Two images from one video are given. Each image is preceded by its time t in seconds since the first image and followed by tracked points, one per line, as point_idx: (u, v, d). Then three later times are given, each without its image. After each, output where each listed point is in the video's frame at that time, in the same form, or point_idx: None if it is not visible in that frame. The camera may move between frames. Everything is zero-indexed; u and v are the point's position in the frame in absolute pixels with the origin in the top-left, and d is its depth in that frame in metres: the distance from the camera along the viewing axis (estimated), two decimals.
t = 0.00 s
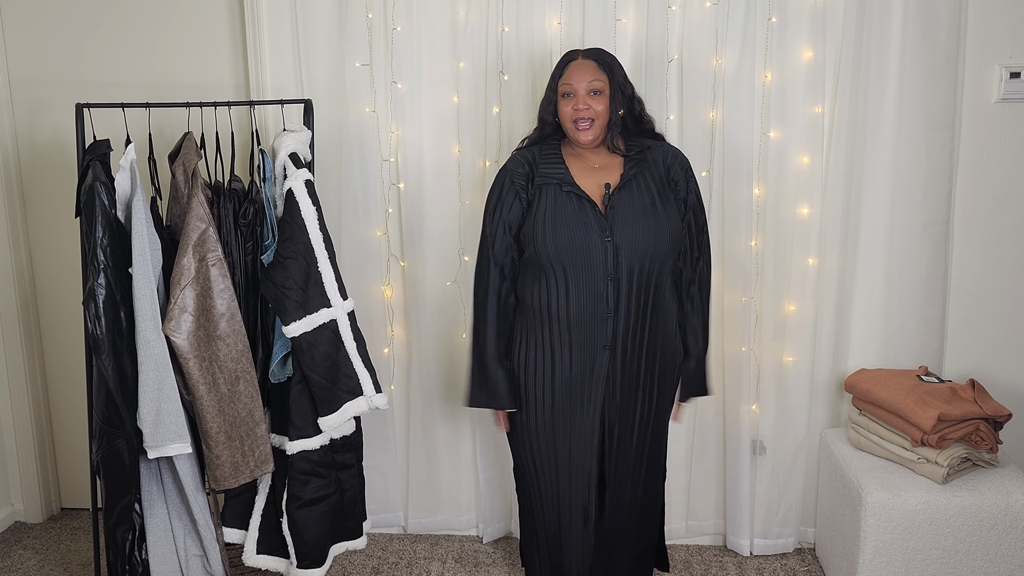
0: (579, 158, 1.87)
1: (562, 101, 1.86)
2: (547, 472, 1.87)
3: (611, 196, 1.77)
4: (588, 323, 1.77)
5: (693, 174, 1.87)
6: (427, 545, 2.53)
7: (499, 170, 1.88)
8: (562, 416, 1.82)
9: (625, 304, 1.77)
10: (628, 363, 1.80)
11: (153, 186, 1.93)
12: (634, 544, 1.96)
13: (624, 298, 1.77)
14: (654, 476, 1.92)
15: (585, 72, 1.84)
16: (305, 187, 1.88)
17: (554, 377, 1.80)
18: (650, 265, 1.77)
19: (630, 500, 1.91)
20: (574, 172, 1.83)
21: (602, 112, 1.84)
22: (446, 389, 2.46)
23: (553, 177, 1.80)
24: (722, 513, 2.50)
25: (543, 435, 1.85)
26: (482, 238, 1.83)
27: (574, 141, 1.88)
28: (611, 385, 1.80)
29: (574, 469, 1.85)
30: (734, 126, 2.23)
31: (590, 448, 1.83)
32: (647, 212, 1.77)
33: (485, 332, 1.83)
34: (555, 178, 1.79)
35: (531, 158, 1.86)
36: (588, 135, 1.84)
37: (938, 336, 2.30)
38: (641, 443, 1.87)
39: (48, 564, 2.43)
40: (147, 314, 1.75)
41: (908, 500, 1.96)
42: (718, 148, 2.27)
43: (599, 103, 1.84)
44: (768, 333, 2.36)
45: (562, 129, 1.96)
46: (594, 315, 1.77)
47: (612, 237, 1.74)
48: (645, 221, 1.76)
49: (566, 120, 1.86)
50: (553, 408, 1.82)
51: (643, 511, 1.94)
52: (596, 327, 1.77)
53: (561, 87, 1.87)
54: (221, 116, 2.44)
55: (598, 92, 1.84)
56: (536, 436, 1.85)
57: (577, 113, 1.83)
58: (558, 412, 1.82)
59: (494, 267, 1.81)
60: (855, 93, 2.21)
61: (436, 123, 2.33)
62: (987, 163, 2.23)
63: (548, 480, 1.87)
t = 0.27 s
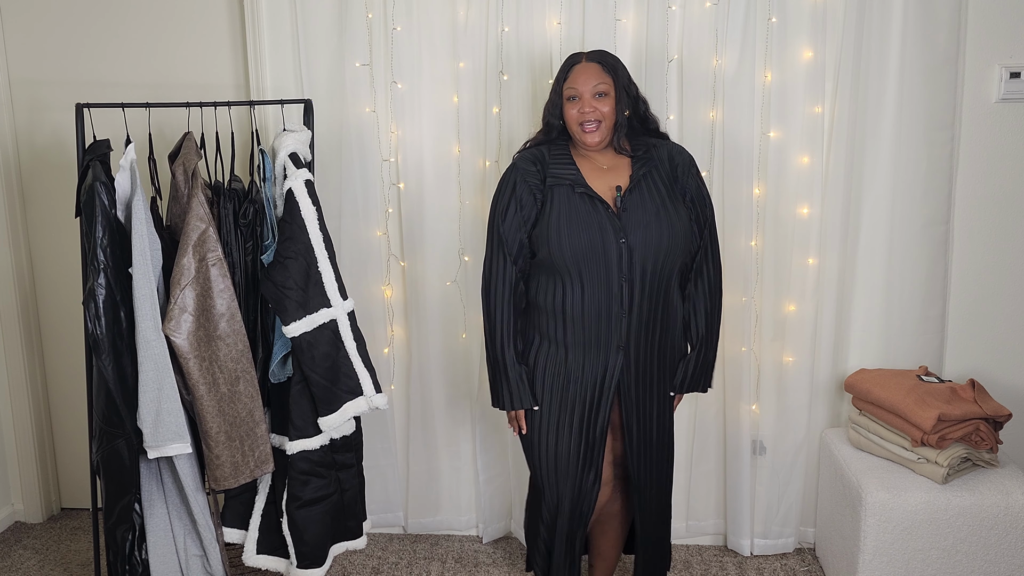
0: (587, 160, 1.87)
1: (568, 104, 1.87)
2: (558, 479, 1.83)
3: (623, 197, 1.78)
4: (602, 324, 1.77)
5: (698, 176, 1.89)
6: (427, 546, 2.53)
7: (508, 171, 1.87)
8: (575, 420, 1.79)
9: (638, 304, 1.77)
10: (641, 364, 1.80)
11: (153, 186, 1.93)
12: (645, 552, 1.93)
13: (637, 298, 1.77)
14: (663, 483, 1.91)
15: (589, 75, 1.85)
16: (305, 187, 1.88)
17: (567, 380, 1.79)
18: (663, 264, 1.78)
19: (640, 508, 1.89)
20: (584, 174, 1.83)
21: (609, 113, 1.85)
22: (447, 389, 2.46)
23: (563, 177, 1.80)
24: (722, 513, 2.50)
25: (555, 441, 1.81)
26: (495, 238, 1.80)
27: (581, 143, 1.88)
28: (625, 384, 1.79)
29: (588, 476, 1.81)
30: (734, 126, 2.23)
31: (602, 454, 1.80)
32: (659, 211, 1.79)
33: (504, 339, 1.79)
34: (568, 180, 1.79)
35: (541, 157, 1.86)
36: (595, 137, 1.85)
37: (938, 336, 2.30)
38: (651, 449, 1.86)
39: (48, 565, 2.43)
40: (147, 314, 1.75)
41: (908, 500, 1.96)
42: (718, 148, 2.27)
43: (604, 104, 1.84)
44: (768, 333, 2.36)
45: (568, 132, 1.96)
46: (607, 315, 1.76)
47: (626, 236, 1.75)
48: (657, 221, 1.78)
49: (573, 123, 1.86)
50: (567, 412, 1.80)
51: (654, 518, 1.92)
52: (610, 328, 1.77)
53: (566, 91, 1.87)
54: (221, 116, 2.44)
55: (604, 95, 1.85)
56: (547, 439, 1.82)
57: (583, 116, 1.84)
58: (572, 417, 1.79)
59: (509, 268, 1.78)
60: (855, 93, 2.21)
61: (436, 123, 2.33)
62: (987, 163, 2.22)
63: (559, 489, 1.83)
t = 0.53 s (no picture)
0: (588, 162, 1.88)
1: (569, 107, 1.86)
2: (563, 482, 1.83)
3: (626, 199, 1.78)
4: (607, 325, 1.77)
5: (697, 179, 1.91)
6: (427, 545, 2.53)
7: (507, 174, 1.86)
8: (581, 422, 1.79)
9: (641, 305, 1.78)
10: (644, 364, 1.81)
11: (153, 186, 1.93)
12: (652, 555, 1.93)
13: (641, 299, 1.78)
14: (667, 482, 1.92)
15: (590, 78, 1.85)
16: (305, 187, 1.88)
17: (573, 383, 1.79)
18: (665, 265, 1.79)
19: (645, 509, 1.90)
20: (586, 176, 1.83)
21: (610, 115, 1.84)
22: (447, 389, 2.46)
23: (565, 180, 1.80)
24: (722, 513, 2.50)
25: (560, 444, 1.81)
26: (496, 242, 1.79)
27: (582, 145, 1.89)
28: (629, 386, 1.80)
29: (594, 479, 1.81)
30: (734, 126, 2.23)
31: (608, 456, 1.81)
32: (660, 212, 1.80)
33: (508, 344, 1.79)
34: (570, 182, 1.79)
35: (541, 159, 1.85)
36: (596, 138, 1.85)
37: (938, 336, 2.30)
38: (655, 448, 1.88)
39: (48, 564, 2.43)
40: (147, 314, 1.75)
41: (909, 500, 1.96)
42: (718, 148, 2.27)
43: (606, 106, 1.84)
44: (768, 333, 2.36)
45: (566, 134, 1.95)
46: (612, 317, 1.77)
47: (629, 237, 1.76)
48: (660, 221, 1.79)
49: (573, 125, 1.86)
50: (572, 414, 1.80)
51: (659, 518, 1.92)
52: (614, 329, 1.77)
53: (567, 93, 1.87)
54: (221, 116, 2.44)
55: (604, 97, 1.85)
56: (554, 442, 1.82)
57: (584, 118, 1.84)
58: (577, 419, 1.80)
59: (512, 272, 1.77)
60: (855, 92, 2.21)
61: (436, 123, 2.33)
62: (987, 163, 2.22)
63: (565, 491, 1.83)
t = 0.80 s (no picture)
0: (588, 162, 1.87)
1: (566, 107, 1.86)
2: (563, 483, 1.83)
3: (626, 199, 1.78)
4: (608, 326, 1.77)
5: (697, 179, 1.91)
6: (427, 545, 2.53)
7: (507, 175, 1.86)
8: (580, 423, 1.79)
9: (642, 305, 1.78)
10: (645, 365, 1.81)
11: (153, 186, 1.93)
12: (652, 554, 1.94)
13: (641, 300, 1.78)
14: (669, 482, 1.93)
15: (587, 78, 1.85)
16: (305, 187, 1.88)
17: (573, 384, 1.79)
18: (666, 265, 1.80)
19: (645, 510, 1.90)
20: (586, 176, 1.83)
21: (607, 115, 1.84)
22: (447, 389, 2.46)
23: (565, 180, 1.79)
24: (722, 513, 2.50)
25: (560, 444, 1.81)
26: (496, 244, 1.78)
27: (581, 146, 1.88)
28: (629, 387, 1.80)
29: (594, 479, 1.81)
30: (734, 126, 2.23)
31: (608, 457, 1.81)
32: (661, 212, 1.80)
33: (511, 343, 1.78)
34: (569, 183, 1.79)
35: (542, 160, 1.85)
36: (594, 138, 1.84)
37: (938, 336, 2.30)
38: (656, 448, 1.88)
39: (48, 564, 2.43)
40: (147, 314, 1.75)
41: (908, 500, 1.96)
42: (718, 148, 2.27)
43: (603, 106, 1.83)
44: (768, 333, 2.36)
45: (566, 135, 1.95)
46: (613, 318, 1.77)
47: (629, 237, 1.76)
48: (661, 222, 1.79)
49: (571, 126, 1.86)
50: (572, 415, 1.80)
51: (659, 518, 1.92)
52: (615, 330, 1.77)
53: (564, 95, 1.87)
54: (221, 116, 2.44)
55: (601, 97, 1.84)
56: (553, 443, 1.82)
57: (581, 118, 1.83)
58: (577, 420, 1.80)
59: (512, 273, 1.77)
60: (855, 92, 2.21)
61: (436, 123, 2.33)
62: (987, 162, 2.22)
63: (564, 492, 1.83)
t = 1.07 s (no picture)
0: (587, 162, 1.87)
1: (566, 107, 1.86)
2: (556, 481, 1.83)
3: (624, 201, 1.78)
4: (603, 326, 1.77)
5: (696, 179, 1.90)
6: (427, 545, 2.53)
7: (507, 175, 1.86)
8: (575, 422, 1.80)
9: (638, 305, 1.78)
10: (641, 365, 1.81)
11: (153, 186, 1.93)
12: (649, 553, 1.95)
13: (638, 300, 1.78)
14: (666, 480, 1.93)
15: (586, 79, 1.84)
16: (305, 187, 1.88)
17: (567, 382, 1.79)
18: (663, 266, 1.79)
19: (641, 509, 1.90)
20: (585, 176, 1.83)
21: (605, 116, 1.84)
22: (447, 389, 2.46)
23: (564, 180, 1.80)
24: (722, 513, 2.50)
25: (555, 443, 1.81)
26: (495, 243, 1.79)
27: (580, 146, 1.88)
28: (625, 387, 1.80)
29: (587, 479, 1.81)
30: (734, 126, 2.23)
31: (602, 458, 1.81)
32: (659, 213, 1.80)
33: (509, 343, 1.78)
34: (567, 183, 1.79)
35: (542, 161, 1.86)
36: (592, 139, 1.84)
37: (938, 336, 2.30)
38: (653, 449, 1.88)
39: (48, 564, 2.43)
40: (146, 314, 1.75)
41: (908, 500, 1.96)
42: (718, 149, 2.27)
43: (601, 107, 1.83)
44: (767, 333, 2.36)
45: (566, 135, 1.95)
46: (609, 318, 1.77)
47: (627, 237, 1.76)
48: (659, 223, 1.79)
49: (570, 126, 1.86)
50: (567, 414, 1.80)
51: (653, 517, 1.93)
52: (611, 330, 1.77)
53: (564, 94, 1.87)
54: (221, 116, 2.44)
55: (601, 97, 1.84)
56: (549, 443, 1.82)
57: (581, 118, 1.83)
58: (572, 419, 1.80)
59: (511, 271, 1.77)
60: (855, 92, 2.21)
61: (436, 123, 2.33)
62: (987, 162, 2.22)
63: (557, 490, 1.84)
